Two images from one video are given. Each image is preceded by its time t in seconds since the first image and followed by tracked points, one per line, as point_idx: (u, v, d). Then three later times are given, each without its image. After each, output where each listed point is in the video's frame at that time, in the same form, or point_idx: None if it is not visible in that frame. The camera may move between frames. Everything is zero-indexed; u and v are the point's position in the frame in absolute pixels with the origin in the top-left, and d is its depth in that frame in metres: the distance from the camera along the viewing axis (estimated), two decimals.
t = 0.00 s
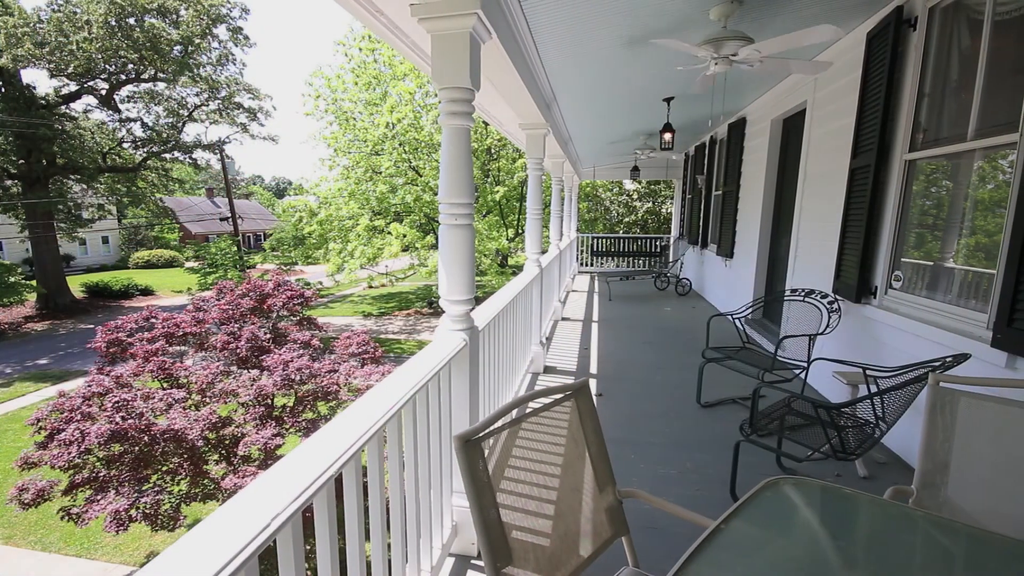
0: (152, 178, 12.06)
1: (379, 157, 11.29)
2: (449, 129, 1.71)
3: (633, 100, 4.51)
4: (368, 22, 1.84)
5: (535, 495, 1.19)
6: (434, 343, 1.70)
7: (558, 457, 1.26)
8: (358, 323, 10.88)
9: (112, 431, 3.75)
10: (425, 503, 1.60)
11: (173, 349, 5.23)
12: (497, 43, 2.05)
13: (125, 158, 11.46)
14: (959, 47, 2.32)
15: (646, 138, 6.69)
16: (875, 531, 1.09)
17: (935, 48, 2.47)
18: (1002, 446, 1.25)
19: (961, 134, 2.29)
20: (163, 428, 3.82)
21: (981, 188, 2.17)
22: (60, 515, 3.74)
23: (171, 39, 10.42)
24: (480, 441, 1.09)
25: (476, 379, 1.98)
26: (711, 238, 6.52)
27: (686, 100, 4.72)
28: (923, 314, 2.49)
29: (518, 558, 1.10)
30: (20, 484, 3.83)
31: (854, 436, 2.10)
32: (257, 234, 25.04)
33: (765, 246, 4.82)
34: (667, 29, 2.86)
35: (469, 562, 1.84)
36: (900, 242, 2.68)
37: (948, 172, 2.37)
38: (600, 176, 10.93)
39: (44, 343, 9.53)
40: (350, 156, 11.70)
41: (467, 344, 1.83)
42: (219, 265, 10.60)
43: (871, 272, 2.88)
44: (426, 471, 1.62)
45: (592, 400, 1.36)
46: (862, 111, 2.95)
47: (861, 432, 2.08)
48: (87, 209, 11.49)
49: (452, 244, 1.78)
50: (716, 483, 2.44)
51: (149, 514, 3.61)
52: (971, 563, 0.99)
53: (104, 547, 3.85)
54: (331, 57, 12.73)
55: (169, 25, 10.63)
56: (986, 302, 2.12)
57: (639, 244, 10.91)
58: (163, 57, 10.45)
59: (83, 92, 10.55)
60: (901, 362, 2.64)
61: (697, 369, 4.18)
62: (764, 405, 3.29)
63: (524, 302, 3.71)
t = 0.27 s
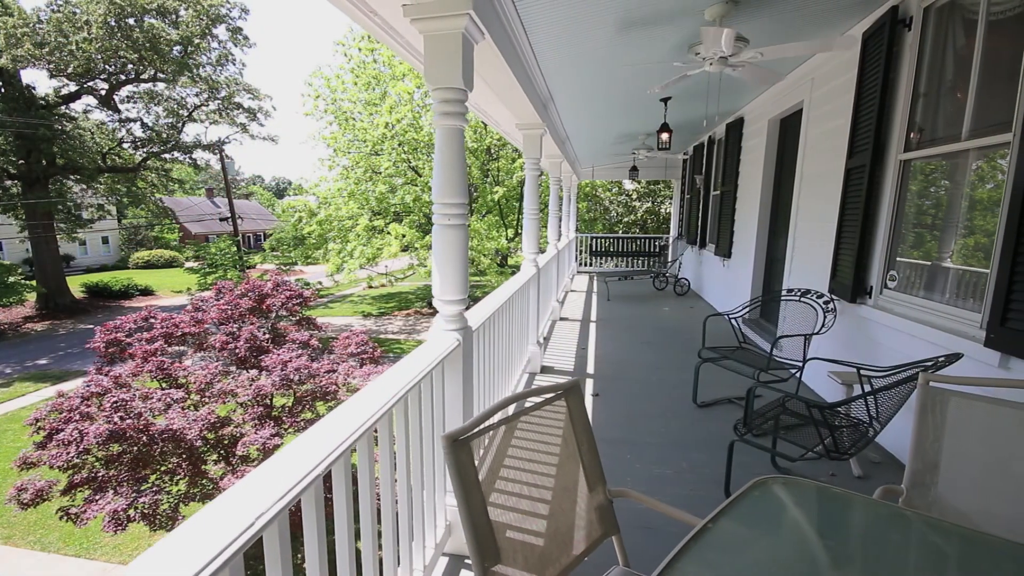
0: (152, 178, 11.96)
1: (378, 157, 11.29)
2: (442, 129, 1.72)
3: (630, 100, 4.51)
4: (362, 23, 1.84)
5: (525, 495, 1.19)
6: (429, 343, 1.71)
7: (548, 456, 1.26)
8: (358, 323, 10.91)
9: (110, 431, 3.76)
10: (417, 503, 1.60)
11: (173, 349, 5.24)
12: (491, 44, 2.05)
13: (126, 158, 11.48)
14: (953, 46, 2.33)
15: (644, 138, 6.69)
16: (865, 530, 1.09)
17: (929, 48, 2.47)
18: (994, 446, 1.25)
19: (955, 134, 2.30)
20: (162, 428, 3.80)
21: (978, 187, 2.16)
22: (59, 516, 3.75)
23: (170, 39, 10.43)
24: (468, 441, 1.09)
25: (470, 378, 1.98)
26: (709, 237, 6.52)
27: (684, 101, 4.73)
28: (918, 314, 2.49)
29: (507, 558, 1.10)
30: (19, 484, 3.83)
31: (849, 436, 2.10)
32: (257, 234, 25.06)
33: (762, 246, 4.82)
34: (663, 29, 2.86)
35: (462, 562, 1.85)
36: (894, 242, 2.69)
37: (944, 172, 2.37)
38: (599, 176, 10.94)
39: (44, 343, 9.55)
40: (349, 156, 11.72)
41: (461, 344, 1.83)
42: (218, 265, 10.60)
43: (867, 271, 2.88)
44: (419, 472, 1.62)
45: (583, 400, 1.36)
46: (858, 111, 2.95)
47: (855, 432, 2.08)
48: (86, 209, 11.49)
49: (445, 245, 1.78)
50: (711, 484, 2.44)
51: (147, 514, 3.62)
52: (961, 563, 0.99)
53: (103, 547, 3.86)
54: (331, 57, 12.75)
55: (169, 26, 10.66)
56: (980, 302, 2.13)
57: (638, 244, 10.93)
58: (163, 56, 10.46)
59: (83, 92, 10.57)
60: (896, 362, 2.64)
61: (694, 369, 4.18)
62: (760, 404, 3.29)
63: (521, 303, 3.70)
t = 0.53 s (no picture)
0: (152, 178, 11.97)
1: (377, 158, 11.26)
2: (434, 129, 1.72)
3: (627, 100, 4.51)
4: (355, 23, 1.84)
5: (512, 494, 1.19)
6: (421, 342, 1.72)
7: (535, 454, 1.27)
8: (357, 323, 10.93)
9: (108, 431, 3.75)
10: (408, 502, 1.61)
11: (171, 349, 5.24)
12: (483, 45, 2.06)
13: (124, 159, 11.42)
14: (947, 46, 2.33)
15: (641, 137, 6.68)
16: (850, 526, 1.09)
17: (923, 47, 2.48)
18: (981, 445, 1.26)
19: (948, 134, 2.30)
20: (160, 428, 3.80)
21: (972, 188, 2.16)
22: (57, 516, 3.75)
23: (169, 39, 10.44)
24: (453, 440, 1.09)
25: (463, 377, 1.98)
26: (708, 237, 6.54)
27: (680, 101, 4.73)
28: (912, 314, 2.49)
29: (493, 557, 1.10)
30: (17, 485, 3.83)
31: (841, 435, 2.11)
32: (257, 234, 25.11)
33: (759, 245, 4.84)
34: (657, 29, 2.86)
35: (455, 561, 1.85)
36: (889, 242, 2.69)
37: (937, 172, 2.38)
38: (598, 176, 10.95)
39: (44, 343, 9.55)
40: (349, 156, 11.73)
41: (453, 344, 1.83)
42: (217, 266, 10.59)
43: (861, 271, 2.89)
44: (409, 471, 1.63)
45: (570, 399, 1.37)
46: (853, 110, 2.95)
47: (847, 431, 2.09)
48: (86, 210, 11.48)
49: (437, 245, 1.79)
50: (705, 484, 2.44)
51: (144, 515, 3.64)
52: (945, 561, 0.99)
53: (102, 547, 3.88)
54: (330, 57, 12.75)
55: (168, 26, 10.69)
56: (972, 302, 2.13)
57: (636, 243, 10.95)
58: (161, 57, 10.42)
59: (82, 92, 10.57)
60: (890, 361, 2.64)
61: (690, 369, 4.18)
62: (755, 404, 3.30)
63: (517, 303, 3.71)
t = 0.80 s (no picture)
0: (152, 178, 11.97)
1: (376, 158, 11.21)
2: (424, 130, 1.73)
3: (622, 100, 4.52)
4: (348, 24, 1.85)
5: (498, 492, 1.20)
6: (412, 340, 1.73)
7: (520, 454, 1.27)
8: (357, 323, 10.96)
9: (105, 431, 3.75)
10: (397, 501, 1.61)
11: (170, 348, 5.24)
12: (475, 45, 2.06)
13: (123, 159, 11.49)
14: (940, 46, 2.33)
15: (638, 138, 6.69)
16: (835, 524, 1.10)
17: (916, 47, 2.48)
18: (969, 443, 1.26)
19: (940, 135, 2.31)
20: (158, 428, 3.80)
21: (964, 188, 2.17)
22: (55, 516, 3.76)
23: (169, 39, 10.43)
24: (437, 440, 1.10)
25: (454, 377, 1.98)
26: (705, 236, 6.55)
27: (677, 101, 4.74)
28: (906, 314, 2.49)
29: (477, 555, 1.11)
30: (15, 484, 3.83)
31: (832, 435, 2.12)
32: (256, 234, 25.15)
33: (755, 245, 4.85)
34: (651, 29, 2.86)
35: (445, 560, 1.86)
36: (882, 242, 2.70)
37: (930, 172, 2.38)
38: (596, 176, 10.97)
39: (43, 343, 9.57)
40: (348, 156, 11.75)
41: (444, 344, 1.84)
42: (216, 266, 10.58)
43: (855, 271, 2.90)
44: (399, 471, 1.63)
45: (557, 399, 1.37)
46: (847, 110, 2.95)
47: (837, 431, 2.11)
48: (85, 210, 11.41)
49: (428, 245, 1.79)
50: (697, 483, 2.45)
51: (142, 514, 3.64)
52: (931, 560, 0.99)
53: (101, 547, 3.89)
54: (329, 57, 12.74)
55: (167, 26, 10.68)
56: (963, 302, 2.14)
57: (635, 243, 10.98)
58: (160, 57, 10.41)
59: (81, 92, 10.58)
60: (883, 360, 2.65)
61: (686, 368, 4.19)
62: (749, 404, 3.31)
63: (512, 302, 3.71)
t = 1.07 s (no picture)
0: (151, 178, 12.00)
1: (375, 157, 11.19)
2: (414, 130, 1.73)
3: (618, 100, 4.53)
4: (341, 24, 1.86)
5: (483, 489, 1.21)
6: (403, 340, 1.74)
7: (506, 454, 1.28)
8: (356, 323, 10.98)
9: (102, 431, 3.76)
10: (387, 500, 1.62)
11: (168, 349, 5.24)
12: (465, 45, 2.07)
13: (122, 160, 11.39)
14: (932, 46, 2.33)
15: (634, 137, 6.70)
16: (818, 523, 1.11)
17: (908, 47, 2.48)
18: (956, 443, 1.26)
19: (932, 134, 2.32)
20: (155, 428, 3.81)
21: (954, 189, 2.18)
22: (52, 516, 3.77)
23: (168, 39, 10.41)
24: (420, 439, 1.10)
25: (445, 377, 1.99)
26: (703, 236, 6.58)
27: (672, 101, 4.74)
28: (898, 313, 2.50)
29: (460, 552, 1.12)
30: (12, 485, 3.84)
31: (821, 434, 2.13)
32: (256, 234, 25.16)
33: (750, 245, 4.86)
34: (643, 29, 2.86)
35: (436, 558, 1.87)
36: (875, 242, 2.71)
37: (922, 172, 2.39)
38: (594, 176, 10.98)
39: (43, 343, 9.58)
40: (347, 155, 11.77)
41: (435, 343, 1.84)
42: (215, 266, 10.57)
43: (848, 271, 2.91)
44: (389, 471, 1.63)
45: (543, 399, 1.38)
46: (840, 110, 2.95)
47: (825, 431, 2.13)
48: (84, 210, 11.24)
49: (418, 245, 1.79)
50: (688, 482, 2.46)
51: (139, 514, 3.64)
52: (915, 559, 1.00)
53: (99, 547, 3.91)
54: (328, 57, 12.75)
55: (166, 26, 10.62)
56: (954, 300, 2.15)
57: (632, 242, 11.00)
58: (160, 57, 10.43)
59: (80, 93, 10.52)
60: (874, 359, 2.66)
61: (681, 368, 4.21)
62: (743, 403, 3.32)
63: (507, 302, 3.72)
